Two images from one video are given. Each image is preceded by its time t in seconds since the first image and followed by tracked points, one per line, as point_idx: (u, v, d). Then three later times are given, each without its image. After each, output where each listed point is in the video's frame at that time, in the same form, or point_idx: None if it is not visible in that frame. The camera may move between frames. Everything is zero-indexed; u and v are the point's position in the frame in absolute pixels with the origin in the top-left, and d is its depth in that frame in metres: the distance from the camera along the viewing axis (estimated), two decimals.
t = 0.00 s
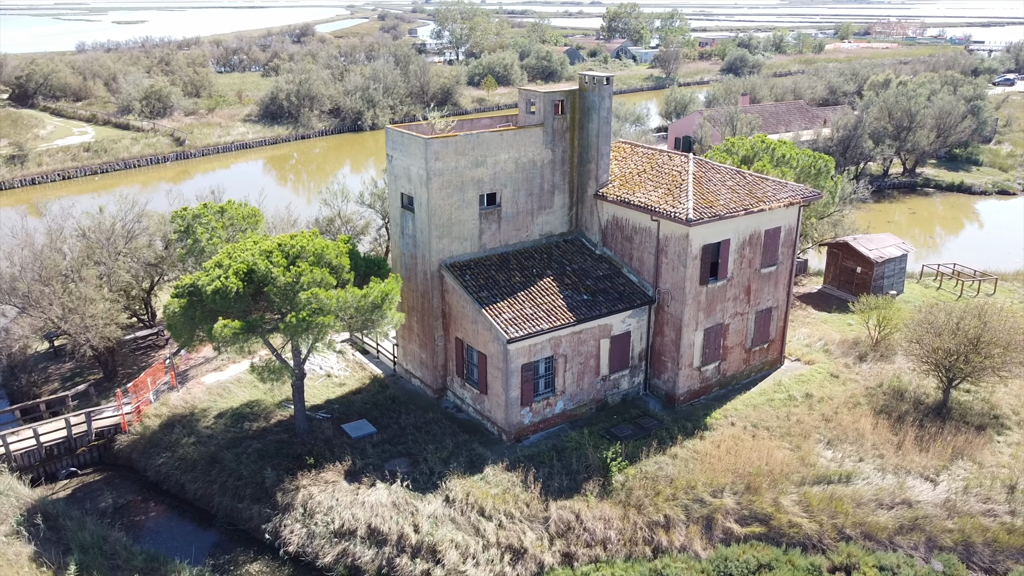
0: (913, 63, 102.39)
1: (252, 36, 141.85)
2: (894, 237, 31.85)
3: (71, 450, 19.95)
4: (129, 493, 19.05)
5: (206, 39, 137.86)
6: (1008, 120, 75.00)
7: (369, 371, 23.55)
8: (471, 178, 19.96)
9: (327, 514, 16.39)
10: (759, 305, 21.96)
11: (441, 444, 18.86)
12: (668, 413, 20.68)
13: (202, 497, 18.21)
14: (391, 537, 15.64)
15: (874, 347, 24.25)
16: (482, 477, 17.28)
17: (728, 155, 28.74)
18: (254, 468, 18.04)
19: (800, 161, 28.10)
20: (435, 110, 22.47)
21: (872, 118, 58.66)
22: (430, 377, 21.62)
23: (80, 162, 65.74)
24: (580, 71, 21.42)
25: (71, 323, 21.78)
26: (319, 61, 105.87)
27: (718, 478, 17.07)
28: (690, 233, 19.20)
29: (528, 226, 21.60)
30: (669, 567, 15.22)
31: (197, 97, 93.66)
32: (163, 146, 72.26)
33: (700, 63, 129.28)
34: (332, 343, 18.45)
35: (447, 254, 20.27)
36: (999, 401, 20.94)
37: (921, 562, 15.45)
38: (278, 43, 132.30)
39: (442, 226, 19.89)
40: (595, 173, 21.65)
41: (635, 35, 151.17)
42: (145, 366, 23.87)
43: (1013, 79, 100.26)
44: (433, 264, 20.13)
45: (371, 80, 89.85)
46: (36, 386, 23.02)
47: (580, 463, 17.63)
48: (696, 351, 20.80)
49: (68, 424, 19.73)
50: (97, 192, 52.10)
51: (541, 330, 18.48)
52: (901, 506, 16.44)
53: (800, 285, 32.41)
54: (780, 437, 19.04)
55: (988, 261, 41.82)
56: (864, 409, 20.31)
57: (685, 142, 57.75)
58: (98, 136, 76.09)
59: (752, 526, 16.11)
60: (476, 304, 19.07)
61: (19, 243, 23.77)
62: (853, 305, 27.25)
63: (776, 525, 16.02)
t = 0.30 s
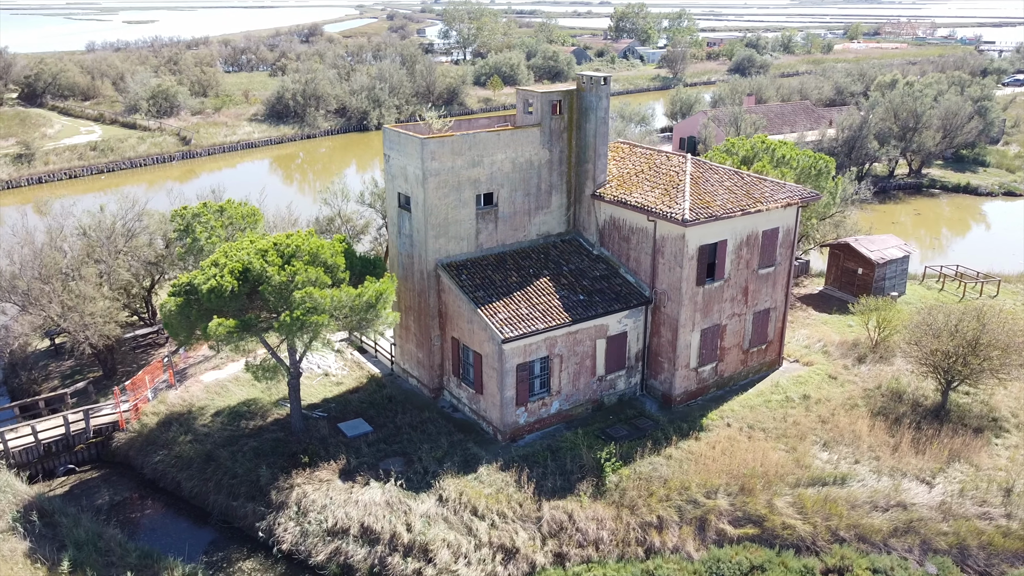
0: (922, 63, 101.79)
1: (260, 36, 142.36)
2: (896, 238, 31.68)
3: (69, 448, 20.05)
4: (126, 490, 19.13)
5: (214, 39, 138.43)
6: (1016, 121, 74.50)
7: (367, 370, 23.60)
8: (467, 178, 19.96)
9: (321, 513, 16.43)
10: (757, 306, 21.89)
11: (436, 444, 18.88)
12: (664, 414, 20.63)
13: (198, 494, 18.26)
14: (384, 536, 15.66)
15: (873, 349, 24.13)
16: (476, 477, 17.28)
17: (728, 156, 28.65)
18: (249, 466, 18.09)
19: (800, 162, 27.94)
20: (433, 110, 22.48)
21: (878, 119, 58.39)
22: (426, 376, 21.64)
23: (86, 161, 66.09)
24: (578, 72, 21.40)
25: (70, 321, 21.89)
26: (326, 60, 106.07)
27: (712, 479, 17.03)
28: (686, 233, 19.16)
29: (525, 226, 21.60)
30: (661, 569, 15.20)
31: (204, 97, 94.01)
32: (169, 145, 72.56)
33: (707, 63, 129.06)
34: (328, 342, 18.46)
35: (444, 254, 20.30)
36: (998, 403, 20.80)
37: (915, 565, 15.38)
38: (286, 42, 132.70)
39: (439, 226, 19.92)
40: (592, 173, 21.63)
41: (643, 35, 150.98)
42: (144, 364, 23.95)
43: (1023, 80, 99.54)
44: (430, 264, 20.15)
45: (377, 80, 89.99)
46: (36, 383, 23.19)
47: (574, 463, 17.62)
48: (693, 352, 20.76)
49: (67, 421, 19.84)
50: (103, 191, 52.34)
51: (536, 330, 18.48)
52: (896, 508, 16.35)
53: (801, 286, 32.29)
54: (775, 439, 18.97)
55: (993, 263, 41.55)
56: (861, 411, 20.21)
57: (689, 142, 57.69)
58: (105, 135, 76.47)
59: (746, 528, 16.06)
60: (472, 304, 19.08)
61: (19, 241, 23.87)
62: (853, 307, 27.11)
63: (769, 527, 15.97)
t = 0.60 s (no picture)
0: (933, 64, 101.09)
1: (270, 36, 142.92)
2: (900, 240, 31.48)
3: (69, 444, 20.17)
4: (125, 486, 19.26)
5: (225, 38, 139.11)
6: None
7: (366, 369, 23.67)
8: (466, 177, 19.98)
9: (316, 510, 16.49)
10: (756, 307, 21.81)
11: (432, 443, 18.90)
12: (662, 414, 20.59)
13: (195, 491, 18.36)
14: (378, 534, 15.70)
15: (874, 351, 23.99)
16: (471, 476, 17.30)
17: (730, 156, 28.55)
18: (246, 463, 18.17)
19: (802, 162, 27.75)
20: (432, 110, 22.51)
21: (886, 120, 58.05)
22: (425, 376, 21.68)
23: (95, 159, 66.53)
24: (577, 72, 21.38)
25: (72, 319, 22.06)
26: (335, 60, 106.35)
27: (707, 480, 16.99)
28: (684, 233, 19.11)
29: (524, 226, 21.60)
30: (654, 569, 15.18)
31: (213, 96, 94.46)
32: (177, 144, 72.95)
33: (716, 63, 128.72)
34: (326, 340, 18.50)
35: (442, 253, 20.34)
36: (998, 406, 20.64)
37: (910, 568, 15.27)
38: (295, 42, 133.17)
39: (437, 226, 19.95)
40: (591, 173, 21.61)
41: (652, 35, 150.73)
42: (146, 361, 24.08)
43: None
44: (428, 263, 20.19)
45: (385, 80, 90.22)
46: (39, 379, 23.40)
47: (569, 463, 17.61)
48: (691, 353, 20.71)
49: (67, 418, 19.97)
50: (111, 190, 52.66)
51: (532, 330, 18.47)
52: (892, 511, 16.25)
53: (804, 287, 32.15)
54: (772, 440, 18.89)
55: (1001, 266, 41.23)
56: (860, 413, 20.10)
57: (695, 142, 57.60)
58: (114, 134, 76.95)
59: (740, 529, 16.01)
60: (469, 304, 19.11)
61: (22, 238, 24.03)
62: (855, 308, 26.94)
63: (764, 528, 15.90)
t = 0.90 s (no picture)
0: (946, 64, 100.31)
1: (282, 35, 143.56)
2: (905, 241, 31.26)
3: (71, 440, 20.33)
4: (125, 482, 19.40)
5: (237, 38, 139.93)
6: None
7: (366, 368, 23.75)
8: (464, 177, 20.01)
9: (312, 508, 16.56)
10: (757, 308, 21.72)
11: (429, 442, 18.95)
12: (661, 415, 20.54)
13: (193, 488, 18.46)
14: (372, 532, 15.75)
15: (877, 352, 23.82)
16: (466, 475, 17.32)
17: (733, 156, 28.44)
18: (244, 461, 18.29)
19: (805, 163, 27.52)
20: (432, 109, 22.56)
21: (895, 120, 57.66)
22: (424, 374, 21.73)
23: (105, 158, 67.02)
24: (578, 71, 21.37)
25: (74, 315, 22.23)
26: (345, 59, 106.69)
27: (703, 481, 16.95)
28: (682, 234, 19.06)
29: (523, 226, 21.60)
30: (648, 570, 15.15)
31: (223, 95, 94.96)
32: (187, 143, 73.37)
33: (728, 63, 128.22)
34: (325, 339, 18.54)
35: (441, 253, 20.37)
36: (1000, 409, 20.46)
37: (906, 571, 15.15)
38: (307, 41, 133.64)
39: (435, 225, 19.98)
40: (591, 173, 21.60)
41: (664, 35, 150.30)
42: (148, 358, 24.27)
43: None
44: (426, 263, 20.23)
45: (394, 80, 90.44)
46: (43, 375, 23.62)
47: (565, 463, 17.60)
48: (690, 353, 20.66)
49: (69, 414, 20.14)
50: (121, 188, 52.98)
51: (529, 329, 18.46)
52: (889, 514, 16.15)
53: (808, 288, 31.99)
54: (770, 442, 18.81)
55: (1010, 268, 40.87)
56: (860, 415, 19.99)
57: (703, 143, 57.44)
58: (124, 133, 77.49)
59: (735, 530, 15.95)
60: (467, 303, 19.12)
61: (26, 236, 24.22)
62: (858, 309, 26.79)
63: (759, 530, 15.83)
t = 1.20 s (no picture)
0: (960, 65, 99.47)
1: (295, 36, 144.34)
2: (911, 243, 31.01)
3: (73, 436, 20.50)
4: (125, 479, 19.54)
5: (251, 38, 140.82)
6: None
7: (366, 367, 23.85)
8: (464, 177, 20.05)
9: (308, 506, 16.63)
10: (758, 310, 21.62)
11: (427, 441, 18.99)
12: (660, 417, 20.49)
13: (192, 485, 18.57)
14: (368, 530, 15.80)
15: (880, 355, 23.63)
16: (463, 474, 17.35)
17: (736, 157, 28.31)
18: (243, 458, 18.40)
19: (809, 164, 27.24)
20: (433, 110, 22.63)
21: (906, 122, 57.25)
22: (424, 374, 21.78)
23: (117, 157, 67.53)
24: (579, 72, 21.36)
25: (79, 313, 22.40)
26: (356, 59, 107.07)
27: (699, 483, 16.89)
28: (681, 235, 19.00)
29: (524, 226, 21.62)
30: (642, 571, 15.12)
31: (235, 95, 95.56)
32: (198, 142, 73.84)
33: (739, 64, 127.72)
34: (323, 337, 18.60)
35: (441, 253, 20.41)
36: (1003, 414, 20.26)
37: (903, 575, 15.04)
38: (319, 41, 134.26)
39: (435, 225, 20.03)
40: (591, 174, 21.59)
41: (676, 35, 149.89)
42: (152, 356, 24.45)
43: None
44: (426, 262, 20.28)
45: (404, 80, 90.69)
46: (48, 372, 23.86)
47: (562, 464, 17.58)
48: (690, 355, 20.60)
49: (71, 410, 20.30)
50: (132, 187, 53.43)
51: (527, 330, 18.47)
52: (886, 518, 16.03)
53: (813, 290, 31.77)
54: (769, 444, 18.71)
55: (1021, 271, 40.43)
56: (860, 418, 19.86)
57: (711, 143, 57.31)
58: (136, 132, 78.11)
59: (731, 533, 15.88)
60: (465, 303, 19.14)
61: (33, 234, 24.46)
62: (862, 312, 26.60)
63: (755, 533, 15.76)
